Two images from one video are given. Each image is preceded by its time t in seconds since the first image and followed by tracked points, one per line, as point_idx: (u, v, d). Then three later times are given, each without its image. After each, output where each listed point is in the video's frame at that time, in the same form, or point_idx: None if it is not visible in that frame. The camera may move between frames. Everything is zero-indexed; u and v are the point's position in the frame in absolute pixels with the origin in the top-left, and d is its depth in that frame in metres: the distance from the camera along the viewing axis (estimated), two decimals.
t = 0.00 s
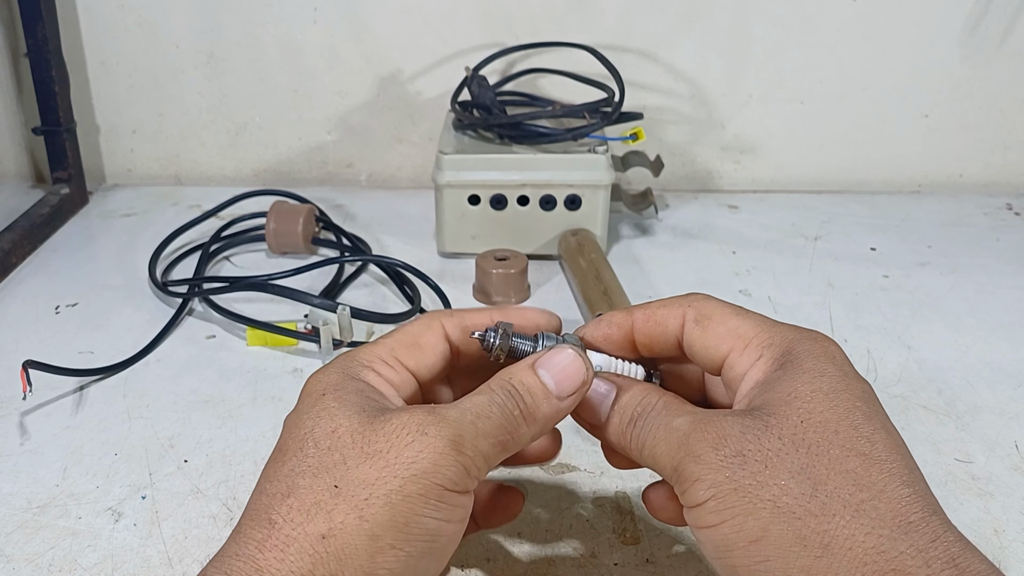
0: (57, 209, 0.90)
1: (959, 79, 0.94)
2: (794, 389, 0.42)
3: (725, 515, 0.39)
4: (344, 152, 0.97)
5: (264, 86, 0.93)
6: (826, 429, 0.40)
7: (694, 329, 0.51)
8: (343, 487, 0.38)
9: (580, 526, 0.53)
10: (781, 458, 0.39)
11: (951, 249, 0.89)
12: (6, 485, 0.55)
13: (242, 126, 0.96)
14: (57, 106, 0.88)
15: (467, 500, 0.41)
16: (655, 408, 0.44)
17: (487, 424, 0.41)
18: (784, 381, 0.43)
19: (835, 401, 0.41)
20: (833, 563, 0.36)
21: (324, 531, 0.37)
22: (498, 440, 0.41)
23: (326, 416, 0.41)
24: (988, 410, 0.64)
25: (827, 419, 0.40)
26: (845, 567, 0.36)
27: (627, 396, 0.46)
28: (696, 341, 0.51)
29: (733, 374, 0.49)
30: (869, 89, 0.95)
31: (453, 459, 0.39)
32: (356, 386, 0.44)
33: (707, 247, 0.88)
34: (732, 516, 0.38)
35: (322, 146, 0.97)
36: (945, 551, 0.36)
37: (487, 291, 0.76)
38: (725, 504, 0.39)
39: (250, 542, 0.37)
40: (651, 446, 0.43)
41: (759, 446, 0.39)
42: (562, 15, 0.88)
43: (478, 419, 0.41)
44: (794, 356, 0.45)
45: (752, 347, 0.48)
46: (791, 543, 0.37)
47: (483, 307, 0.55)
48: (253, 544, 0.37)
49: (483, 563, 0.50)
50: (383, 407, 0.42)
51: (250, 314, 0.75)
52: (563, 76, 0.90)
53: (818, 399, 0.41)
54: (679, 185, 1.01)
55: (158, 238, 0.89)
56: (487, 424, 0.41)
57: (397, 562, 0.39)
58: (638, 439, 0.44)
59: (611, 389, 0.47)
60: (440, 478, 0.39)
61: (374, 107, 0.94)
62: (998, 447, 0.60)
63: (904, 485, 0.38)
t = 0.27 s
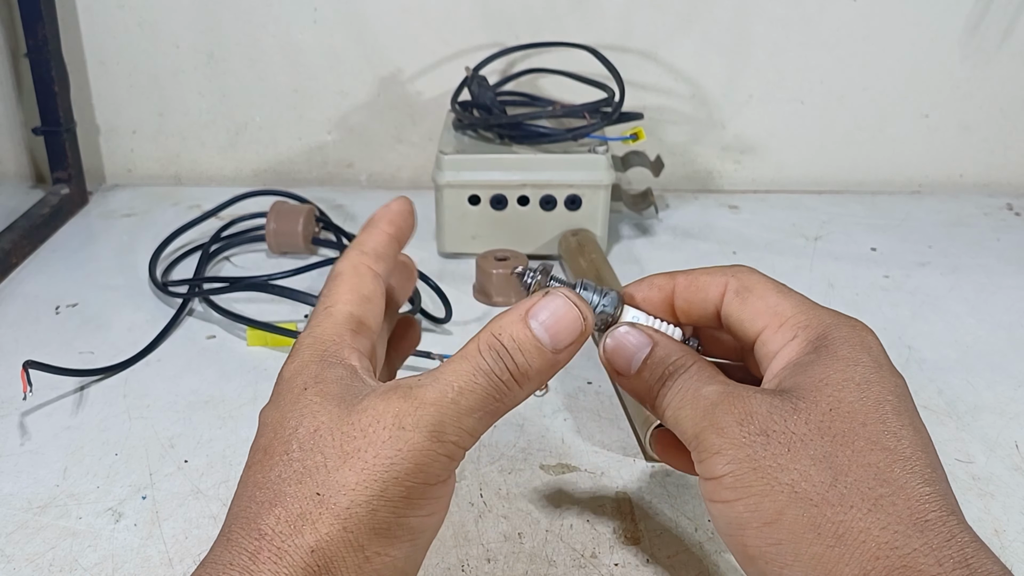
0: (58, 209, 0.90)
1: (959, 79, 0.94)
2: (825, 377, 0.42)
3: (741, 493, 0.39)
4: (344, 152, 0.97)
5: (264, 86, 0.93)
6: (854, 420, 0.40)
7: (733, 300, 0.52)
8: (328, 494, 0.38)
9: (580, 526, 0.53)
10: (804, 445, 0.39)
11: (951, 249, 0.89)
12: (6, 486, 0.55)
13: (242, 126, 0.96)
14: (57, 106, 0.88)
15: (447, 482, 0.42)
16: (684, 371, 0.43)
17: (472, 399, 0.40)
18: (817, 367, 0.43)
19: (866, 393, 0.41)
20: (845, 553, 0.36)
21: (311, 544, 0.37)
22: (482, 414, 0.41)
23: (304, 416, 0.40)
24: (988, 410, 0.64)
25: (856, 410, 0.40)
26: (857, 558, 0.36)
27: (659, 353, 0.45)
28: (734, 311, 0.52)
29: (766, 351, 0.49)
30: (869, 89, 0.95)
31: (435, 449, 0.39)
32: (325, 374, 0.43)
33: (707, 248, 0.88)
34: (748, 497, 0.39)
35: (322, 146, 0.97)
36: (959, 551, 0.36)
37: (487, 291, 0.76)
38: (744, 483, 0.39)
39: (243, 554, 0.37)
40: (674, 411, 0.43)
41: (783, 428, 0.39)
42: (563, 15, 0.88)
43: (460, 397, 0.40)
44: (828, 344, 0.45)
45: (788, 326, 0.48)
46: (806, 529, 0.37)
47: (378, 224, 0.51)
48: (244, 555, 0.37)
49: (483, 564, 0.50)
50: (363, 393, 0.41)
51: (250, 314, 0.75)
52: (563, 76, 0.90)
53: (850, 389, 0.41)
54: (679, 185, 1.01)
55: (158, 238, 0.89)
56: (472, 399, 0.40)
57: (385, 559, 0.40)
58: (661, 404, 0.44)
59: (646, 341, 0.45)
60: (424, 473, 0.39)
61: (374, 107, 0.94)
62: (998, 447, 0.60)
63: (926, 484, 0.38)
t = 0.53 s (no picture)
0: (58, 209, 0.90)
1: (959, 79, 0.94)
2: (864, 362, 0.41)
3: (773, 463, 0.39)
4: (344, 152, 0.97)
5: (264, 86, 0.93)
6: (892, 408, 0.39)
7: (780, 298, 0.50)
8: (319, 478, 0.38)
9: (580, 526, 0.53)
10: (842, 424, 0.38)
11: (951, 249, 0.89)
12: (6, 486, 0.55)
13: (242, 126, 0.96)
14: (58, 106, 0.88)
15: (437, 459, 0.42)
16: (733, 326, 0.42)
17: (450, 381, 0.41)
18: (858, 354, 0.42)
19: (904, 381, 0.41)
20: (871, 535, 0.37)
21: (309, 530, 0.37)
22: (460, 395, 0.42)
23: (280, 411, 0.40)
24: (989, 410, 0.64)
25: (895, 398, 0.40)
26: (884, 540, 0.37)
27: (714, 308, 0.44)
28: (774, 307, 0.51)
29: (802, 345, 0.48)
30: (869, 89, 0.95)
31: (423, 427, 0.39)
32: (301, 363, 0.42)
33: (707, 248, 0.88)
34: (780, 468, 0.39)
35: (322, 147, 0.97)
36: (977, 543, 0.36)
37: (487, 291, 0.76)
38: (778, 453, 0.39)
39: (239, 547, 0.37)
40: (715, 367, 0.41)
41: (823, 404, 0.39)
42: (563, 15, 0.88)
43: (439, 378, 0.41)
44: (865, 333, 0.44)
45: (827, 319, 0.47)
46: (834, 506, 0.37)
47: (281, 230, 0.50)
48: (241, 549, 0.37)
49: (483, 563, 0.50)
50: (344, 379, 0.41)
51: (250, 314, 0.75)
52: (563, 76, 0.90)
53: (890, 376, 0.41)
54: (679, 185, 1.01)
55: (159, 238, 0.89)
56: (450, 381, 0.41)
57: (386, 540, 0.39)
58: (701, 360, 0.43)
59: (705, 293, 0.45)
60: (413, 449, 0.39)
61: (375, 107, 0.94)
62: (998, 447, 0.60)
63: (954, 477, 0.38)
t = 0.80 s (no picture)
0: (59, 209, 0.90)
1: (959, 79, 0.94)
2: (862, 359, 0.41)
3: (771, 462, 0.39)
4: (345, 152, 0.98)
5: (265, 86, 0.93)
6: (890, 407, 0.39)
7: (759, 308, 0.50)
8: (300, 458, 0.38)
9: (580, 526, 0.53)
10: (841, 424, 0.38)
11: (951, 249, 0.89)
12: (8, 486, 0.56)
13: (243, 126, 0.96)
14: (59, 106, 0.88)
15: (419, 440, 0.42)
16: (735, 306, 0.41)
17: (409, 368, 0.43)
18: (857, 353, 0.42)
19: (901, 380, 0.41)
20: (869, 535, 0.37)
21: (292, 501, 0.38)
22: (423, 384, 0.43)
23: (258, 406, 0.40)
24: (989, 409, 0.64)
25: (892, 397, 0.40)
26: (881, 541, 0.37)
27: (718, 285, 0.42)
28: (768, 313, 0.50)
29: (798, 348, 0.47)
30: (869, 89, 0.95)
31: (394, 404, 0.40)
32: (281, 369, 0.43)
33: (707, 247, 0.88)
34: (777, 466, 0.39)
35: (323, 147, 0.97)
36: (974, 543, 0.37)
37: (488, 291, 0.76)
38: (775, 452, 0.39)
39: (224, 530, 0.37)
40: (714, 356, 0.41)
41: (821, 402, 0.39)
42: (563, 15, 0.88)
43: (402, 363, 0.43)
44: (862, 334, 0.44)
45: (818, 328, 0.47)
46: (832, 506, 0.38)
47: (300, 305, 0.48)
48: (228, 531, 0.37)
49: (484, 563, 0.50)
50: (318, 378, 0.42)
51: (251, 314, 0.75)
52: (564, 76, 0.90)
53: (887, 377, 0.41)
54: (680, 185, 1.01)
55: (160, 238, 0.89)
56: (409, 368, 0.43)
57: (370, 518, 0.39)
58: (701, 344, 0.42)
59: (711, 265, 0.43)
60: (389, 423, 0.40)
61: (376, 107, 0.94)
62: (998, 447, 0.60)
63: (951, 477, 0.38)
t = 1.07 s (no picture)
0: (59, 209, 0.90)
1: (959, 79, 0.94)
2: (853, 362, 0.42)
3: (768, 464, 0.39)
4: (345, 152, 0.98)
5: (266, 86, 0.93)
6: (885, 408, 0.39)
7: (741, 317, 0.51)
8: (325, 476, 0.38)
9: (581, 526, 0.53)
10: (837, 425, 0.38)
11: (952, 249, 0.89)
12: (8, 485, 0.56)
13: (244, 126, 0.96)
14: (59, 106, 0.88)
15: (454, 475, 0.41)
16: (733, 308, 0.41)
17: (464, 396, 0.41)
18: (849, 356, 0.42)
19: (892, 381, 0.41)
20: (869, 536, 0.37)
21: (306, 522, 0.37)
22: (478, 414, 0.42)
23: (307, 412, 0.41)
24: (989, 409, 0.64)
25: (886, 398, 0.40)
26: (881, 542, 0.37)
27: (717, 284, 0.42)
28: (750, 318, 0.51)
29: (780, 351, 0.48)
30: (870, 89, 0.95)
31: (433, 436, 0.39)
32: (335, 374, 0.43)
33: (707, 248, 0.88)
34: (774, 468, 0.39)
35: (324, 147, 0.97)
36: (974, 543, 0.37)
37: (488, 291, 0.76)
38: (771, 454, 0.39)
39: (241, 538, 0.38)
40: (710, 361, 0.41)
41: (817, 404, 0.39)
42: (564, 15, 0.88)
43: (455, 394, 0.41)
44: (851, 337, 0.45)
45: (806, 333, 0.48)
46: (831, 509, 0.38)
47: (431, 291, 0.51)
48: (243, 539, 0.38)
49: (485, 563, 0.51)
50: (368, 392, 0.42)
51: (252, 314, 0.75)
52: (564, 76, 0.90)
53: (879, 378, 0.41)
54: (680, 185, 1.01)
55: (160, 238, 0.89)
56: (464, 396, 0.41)
57: (381, 552, 0.38)
58: (695, 345, 0.42)
59: (702, 263, 0.42)
60: (422, 455, 0.39)
61: (376, 107, 0.94)
62: (998, 447, 0.60)
63: (947, 477, 0.39)
